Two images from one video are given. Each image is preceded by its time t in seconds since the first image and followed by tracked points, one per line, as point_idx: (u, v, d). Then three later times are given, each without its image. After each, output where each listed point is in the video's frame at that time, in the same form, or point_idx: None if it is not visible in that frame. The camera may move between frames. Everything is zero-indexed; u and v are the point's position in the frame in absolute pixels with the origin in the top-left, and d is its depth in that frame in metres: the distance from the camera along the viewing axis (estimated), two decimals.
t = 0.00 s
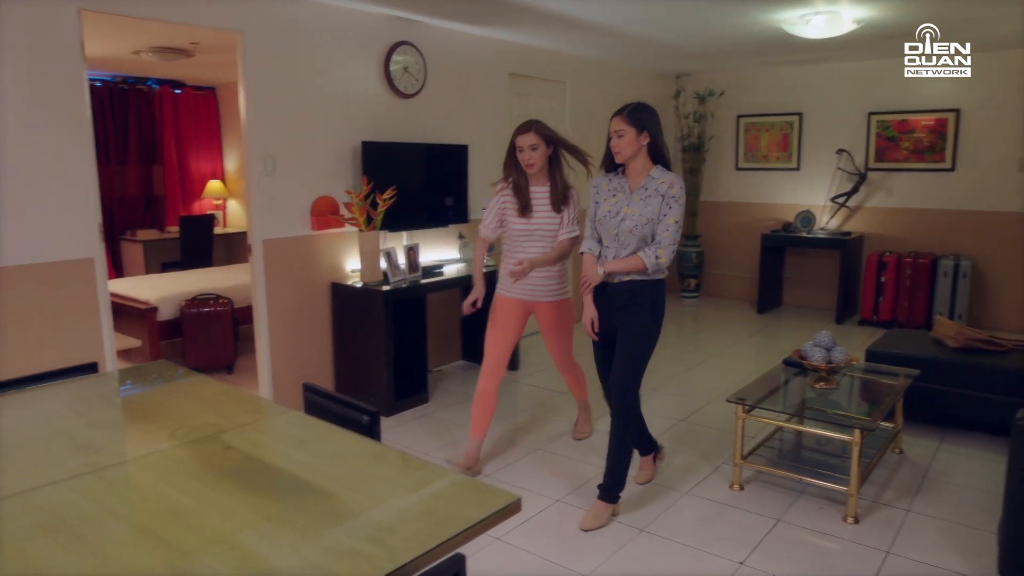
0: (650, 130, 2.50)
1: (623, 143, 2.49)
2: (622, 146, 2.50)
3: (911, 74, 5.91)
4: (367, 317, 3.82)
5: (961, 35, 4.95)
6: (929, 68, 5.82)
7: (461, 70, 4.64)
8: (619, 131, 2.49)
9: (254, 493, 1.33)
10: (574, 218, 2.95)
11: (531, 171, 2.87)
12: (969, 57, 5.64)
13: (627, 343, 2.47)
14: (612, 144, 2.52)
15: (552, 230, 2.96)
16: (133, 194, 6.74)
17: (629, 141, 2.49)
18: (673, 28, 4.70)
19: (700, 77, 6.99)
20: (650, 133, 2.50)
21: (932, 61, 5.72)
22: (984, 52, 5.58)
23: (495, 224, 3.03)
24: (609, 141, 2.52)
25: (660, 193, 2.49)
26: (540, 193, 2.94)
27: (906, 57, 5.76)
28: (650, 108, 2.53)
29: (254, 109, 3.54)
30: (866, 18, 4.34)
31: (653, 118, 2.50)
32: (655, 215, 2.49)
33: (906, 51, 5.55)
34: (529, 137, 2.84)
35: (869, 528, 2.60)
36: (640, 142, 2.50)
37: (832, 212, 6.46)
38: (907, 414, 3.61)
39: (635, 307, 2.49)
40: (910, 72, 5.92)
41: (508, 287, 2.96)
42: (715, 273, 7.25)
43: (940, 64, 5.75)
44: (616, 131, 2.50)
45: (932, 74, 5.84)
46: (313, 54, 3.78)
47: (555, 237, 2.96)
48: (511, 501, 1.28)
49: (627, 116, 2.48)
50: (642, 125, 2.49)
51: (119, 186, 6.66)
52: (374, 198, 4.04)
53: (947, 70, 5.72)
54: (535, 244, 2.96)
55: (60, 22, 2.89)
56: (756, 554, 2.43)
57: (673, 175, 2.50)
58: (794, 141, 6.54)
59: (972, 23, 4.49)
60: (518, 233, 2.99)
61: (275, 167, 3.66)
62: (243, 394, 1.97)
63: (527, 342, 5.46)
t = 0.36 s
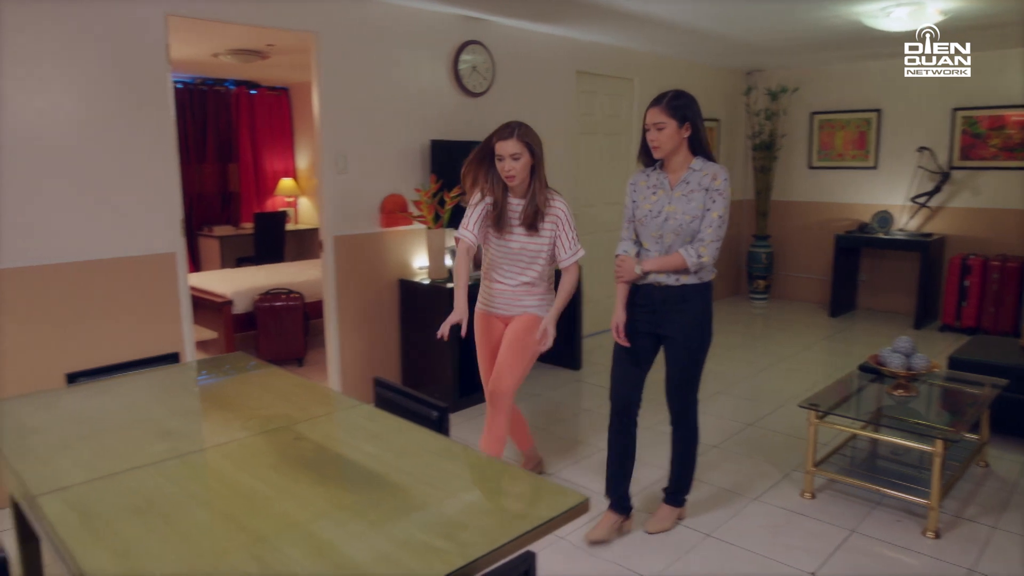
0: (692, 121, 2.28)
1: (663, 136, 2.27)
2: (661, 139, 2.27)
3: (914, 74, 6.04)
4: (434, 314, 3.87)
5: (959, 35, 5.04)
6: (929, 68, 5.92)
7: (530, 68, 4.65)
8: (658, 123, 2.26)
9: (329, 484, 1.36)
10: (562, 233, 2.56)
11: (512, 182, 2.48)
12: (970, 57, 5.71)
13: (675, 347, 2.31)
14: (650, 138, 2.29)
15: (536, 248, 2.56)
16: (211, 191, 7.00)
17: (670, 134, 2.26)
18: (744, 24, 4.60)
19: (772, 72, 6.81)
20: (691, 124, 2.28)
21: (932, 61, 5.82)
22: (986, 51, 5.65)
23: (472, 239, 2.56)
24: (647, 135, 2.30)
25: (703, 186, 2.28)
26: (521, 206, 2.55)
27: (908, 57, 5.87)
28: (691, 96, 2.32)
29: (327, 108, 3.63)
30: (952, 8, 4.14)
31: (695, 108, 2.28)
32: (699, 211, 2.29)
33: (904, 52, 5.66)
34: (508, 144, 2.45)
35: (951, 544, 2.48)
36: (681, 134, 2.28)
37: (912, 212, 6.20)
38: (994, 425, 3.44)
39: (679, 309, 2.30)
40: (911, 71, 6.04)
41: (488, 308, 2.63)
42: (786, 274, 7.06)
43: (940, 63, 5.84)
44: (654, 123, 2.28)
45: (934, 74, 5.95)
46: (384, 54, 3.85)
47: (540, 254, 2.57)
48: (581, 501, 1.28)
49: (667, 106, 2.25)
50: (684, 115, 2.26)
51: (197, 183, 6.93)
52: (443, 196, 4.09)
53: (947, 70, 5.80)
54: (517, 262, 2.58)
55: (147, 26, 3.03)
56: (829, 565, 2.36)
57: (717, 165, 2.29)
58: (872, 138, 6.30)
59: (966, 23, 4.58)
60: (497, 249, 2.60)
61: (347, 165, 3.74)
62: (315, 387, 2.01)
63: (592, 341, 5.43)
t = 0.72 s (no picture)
0: (712, 120, 2.19)
1: (685, 135, 2.16)
2: (682, 139, 2.17)
3: (913, 74, 6.19)
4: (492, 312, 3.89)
5: (957, 35, 5.13)
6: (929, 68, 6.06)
7: (590, 66, 4.62)
8: (679, 121, 2.16)
9: (392, 479, 1.38)
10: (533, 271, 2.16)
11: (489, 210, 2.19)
12: (968, 58, 5.82)
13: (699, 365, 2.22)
14: (670, 136, 2.19)
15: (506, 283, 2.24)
16: (274, 189, 7.19)
17: (692, 133, 2.16)
18: (808, 19, 4.50)
19: (839, 69, 6.61)
20: (712, 123, 2.19)
21: (932, 62, 5.94)
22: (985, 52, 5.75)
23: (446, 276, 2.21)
24: (666, 133, 2.20)
25: (727, 191, 2.19)
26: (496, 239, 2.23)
27: (907, 57, 5.99)
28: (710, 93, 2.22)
29: (389, 107, 3.68)
30: None
31: (715, 106, 2.19)
32: (721, 217, 2.19)
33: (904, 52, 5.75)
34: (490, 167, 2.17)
35: None
36: (702, 133, 2.19)
37: (988, 213, 5.93)
38: None
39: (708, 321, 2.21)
40: (911, 71, 6.18)
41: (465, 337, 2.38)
42: (850, 276, 6.85)
43: (939, 64, 5.97)
44: (673, 121, 2.17)
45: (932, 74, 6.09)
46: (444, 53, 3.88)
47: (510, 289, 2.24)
48: (643, 502, 1.27)
49: (689, 104, 2.15)
50: (705, 114, 2.17)
51: (261, 181, 7.12)
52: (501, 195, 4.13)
53: (948, 70, 5.92)
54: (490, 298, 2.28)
55: (218, 29, 3.13)
56: None
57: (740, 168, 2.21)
58: (945, 136, 6.06)
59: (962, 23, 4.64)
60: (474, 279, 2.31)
61: (407, 164, 3.79)
62: (375, 382, 2.04)
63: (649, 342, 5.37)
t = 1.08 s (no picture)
0: (722, 108, 1.90)
1: (691, 126, 1.88)
2: (688, 131, 1.89)
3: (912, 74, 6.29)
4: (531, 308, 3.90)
5: (958, 35, 5.24)
6: (929, 68, 6.16)
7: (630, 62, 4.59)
8: (683, 111, 1.88)
9: (434, 474, 1.38)
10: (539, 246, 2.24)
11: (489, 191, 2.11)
12: (967, 58, 5.92)
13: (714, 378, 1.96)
14: (674, 128, 1.91)
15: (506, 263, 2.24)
16: (315, 185, 7.30)
17: (699, 124, 1.88)
18: (853, 14, 4.41)
19: (886, 63, 6.45)
20: (722, 112, 1.90)
21: (931, 62, 6.02)
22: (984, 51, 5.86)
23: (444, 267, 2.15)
24: (670, 124, 1.92)
25: (739, 191, 1.88)
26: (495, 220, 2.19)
27: (908, 57, 6.07)
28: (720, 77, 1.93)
29: (430, 104, 3.70)
30: None
31: (725, 92, 1.90)
32: (732, 219, 1.89)
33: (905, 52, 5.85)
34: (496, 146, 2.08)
35: None
36: (711, 123, 1.90)
37: None
38: None
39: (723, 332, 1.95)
40: (912, 72, 6.26)
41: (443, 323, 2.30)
42: (896, 276, 6.69)
43: (939, 64, 6.06)
44: (678, 110, 1.89)
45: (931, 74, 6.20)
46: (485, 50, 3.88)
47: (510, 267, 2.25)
48: (685, 502, 1.26)
49: (694, 90, 1.87)
50: (714, 101, 1.88)
51: (303, 178, 7.24)
52: (540, 191, 4.15)
53: (948, 70, 6.01)
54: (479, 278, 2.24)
55: (262, 27, 3.18)
56: None
57: (756, 165, 1.90)
58: (998, 132, 5.87)
59: (960, 23, 4.78)
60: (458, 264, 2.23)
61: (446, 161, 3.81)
62: (416, 377, 2.05)
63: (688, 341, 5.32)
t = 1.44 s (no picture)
0: (739, 103, 1.78)
1: (698, 120, 1.79)
2: (696, 124, 1.80)
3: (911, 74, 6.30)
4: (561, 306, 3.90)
5: (956, 35, 5.37)
6: (928, 68, 6.14)
7: (663, 59, 4.55)
8: (693, 103, 1.78)
9: (467, 471, 1.39)
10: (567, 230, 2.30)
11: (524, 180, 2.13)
12: (967, 58, 6.02)
13: (721, 386, 1.87)
14: (684, 121, 1.82)
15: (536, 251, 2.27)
16: (346, 182, 7.36)
17: (709, 117, 1.78)
18: (890, 9, 4.33)
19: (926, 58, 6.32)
20: (738, 106, 1.78)
21: (932, 62, 6.07)
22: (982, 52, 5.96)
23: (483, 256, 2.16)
24: (682, 117, 1.83)
25: (759, 194, 1.76)
26: (526, 207, 2.23)
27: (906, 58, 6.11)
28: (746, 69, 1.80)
29: (461, 102, 3.71)
30: None
31: (744, 86, 1.77)
32: (750, 225, 1.78)
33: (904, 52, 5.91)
34: (527, 134, 2.09)
35: None
36: (723, 118, 1.79)
37: None
38: None
39: (734, 341, 1.84)
40: (911, 71, 6.25)
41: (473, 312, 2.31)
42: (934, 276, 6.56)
43: (939, 64, 6.10)
44: (688, 103, 1.80)
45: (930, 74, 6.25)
46: (516, 47, 3.88)
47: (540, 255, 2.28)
48: (718, 502, 1.25)
49: (704, 81, 1.77)
50: (727, 95, 1.77)
51: (334, 175, 7.30)
52: (571, 189, 4.14)
53: (947, 69, 6.07)
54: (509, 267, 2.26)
55: (296, 26, 3.21)
56: None
57: (779, 165, 1.77)
58: None
59: (984, 20, 4.77)
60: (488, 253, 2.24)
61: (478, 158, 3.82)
62: (448, 374, 2.07)
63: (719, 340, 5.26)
